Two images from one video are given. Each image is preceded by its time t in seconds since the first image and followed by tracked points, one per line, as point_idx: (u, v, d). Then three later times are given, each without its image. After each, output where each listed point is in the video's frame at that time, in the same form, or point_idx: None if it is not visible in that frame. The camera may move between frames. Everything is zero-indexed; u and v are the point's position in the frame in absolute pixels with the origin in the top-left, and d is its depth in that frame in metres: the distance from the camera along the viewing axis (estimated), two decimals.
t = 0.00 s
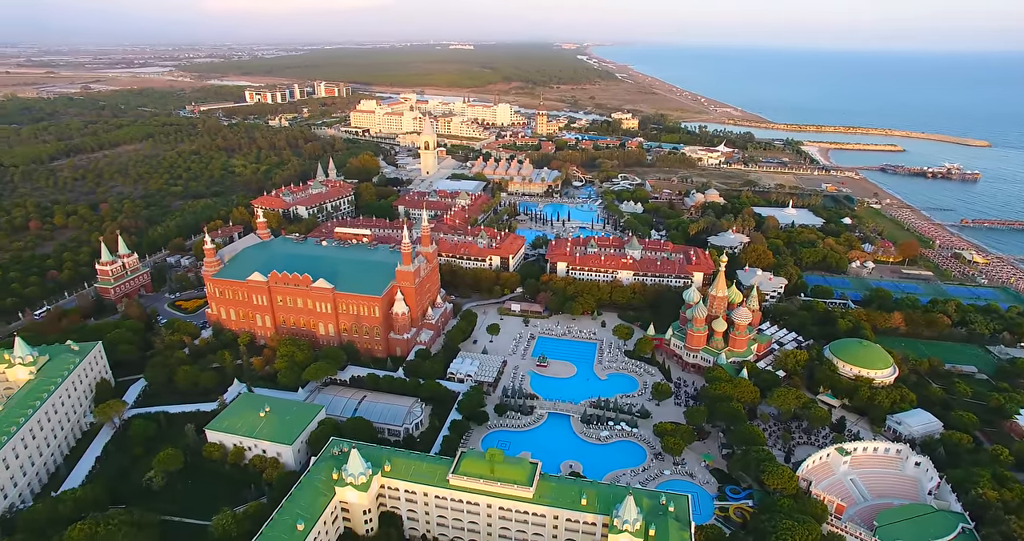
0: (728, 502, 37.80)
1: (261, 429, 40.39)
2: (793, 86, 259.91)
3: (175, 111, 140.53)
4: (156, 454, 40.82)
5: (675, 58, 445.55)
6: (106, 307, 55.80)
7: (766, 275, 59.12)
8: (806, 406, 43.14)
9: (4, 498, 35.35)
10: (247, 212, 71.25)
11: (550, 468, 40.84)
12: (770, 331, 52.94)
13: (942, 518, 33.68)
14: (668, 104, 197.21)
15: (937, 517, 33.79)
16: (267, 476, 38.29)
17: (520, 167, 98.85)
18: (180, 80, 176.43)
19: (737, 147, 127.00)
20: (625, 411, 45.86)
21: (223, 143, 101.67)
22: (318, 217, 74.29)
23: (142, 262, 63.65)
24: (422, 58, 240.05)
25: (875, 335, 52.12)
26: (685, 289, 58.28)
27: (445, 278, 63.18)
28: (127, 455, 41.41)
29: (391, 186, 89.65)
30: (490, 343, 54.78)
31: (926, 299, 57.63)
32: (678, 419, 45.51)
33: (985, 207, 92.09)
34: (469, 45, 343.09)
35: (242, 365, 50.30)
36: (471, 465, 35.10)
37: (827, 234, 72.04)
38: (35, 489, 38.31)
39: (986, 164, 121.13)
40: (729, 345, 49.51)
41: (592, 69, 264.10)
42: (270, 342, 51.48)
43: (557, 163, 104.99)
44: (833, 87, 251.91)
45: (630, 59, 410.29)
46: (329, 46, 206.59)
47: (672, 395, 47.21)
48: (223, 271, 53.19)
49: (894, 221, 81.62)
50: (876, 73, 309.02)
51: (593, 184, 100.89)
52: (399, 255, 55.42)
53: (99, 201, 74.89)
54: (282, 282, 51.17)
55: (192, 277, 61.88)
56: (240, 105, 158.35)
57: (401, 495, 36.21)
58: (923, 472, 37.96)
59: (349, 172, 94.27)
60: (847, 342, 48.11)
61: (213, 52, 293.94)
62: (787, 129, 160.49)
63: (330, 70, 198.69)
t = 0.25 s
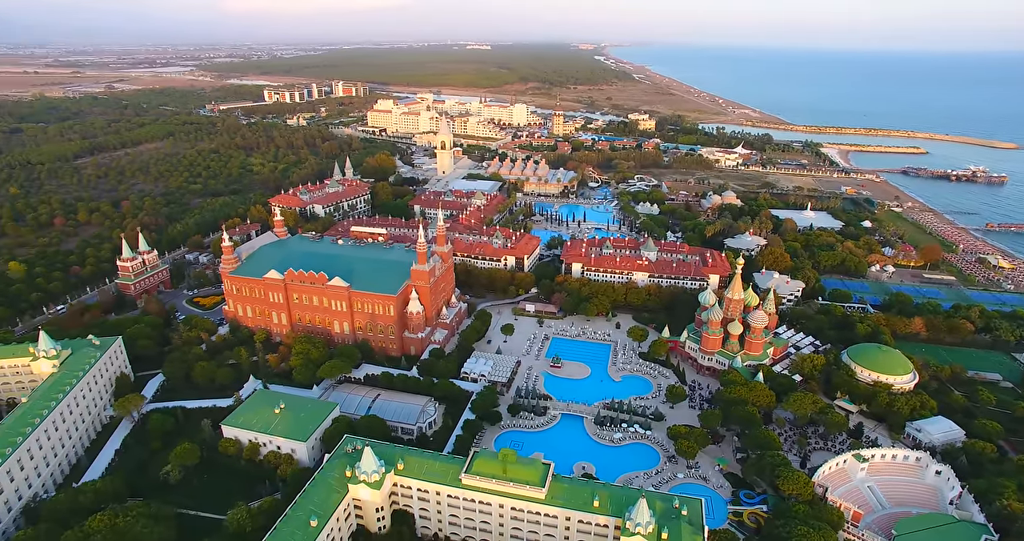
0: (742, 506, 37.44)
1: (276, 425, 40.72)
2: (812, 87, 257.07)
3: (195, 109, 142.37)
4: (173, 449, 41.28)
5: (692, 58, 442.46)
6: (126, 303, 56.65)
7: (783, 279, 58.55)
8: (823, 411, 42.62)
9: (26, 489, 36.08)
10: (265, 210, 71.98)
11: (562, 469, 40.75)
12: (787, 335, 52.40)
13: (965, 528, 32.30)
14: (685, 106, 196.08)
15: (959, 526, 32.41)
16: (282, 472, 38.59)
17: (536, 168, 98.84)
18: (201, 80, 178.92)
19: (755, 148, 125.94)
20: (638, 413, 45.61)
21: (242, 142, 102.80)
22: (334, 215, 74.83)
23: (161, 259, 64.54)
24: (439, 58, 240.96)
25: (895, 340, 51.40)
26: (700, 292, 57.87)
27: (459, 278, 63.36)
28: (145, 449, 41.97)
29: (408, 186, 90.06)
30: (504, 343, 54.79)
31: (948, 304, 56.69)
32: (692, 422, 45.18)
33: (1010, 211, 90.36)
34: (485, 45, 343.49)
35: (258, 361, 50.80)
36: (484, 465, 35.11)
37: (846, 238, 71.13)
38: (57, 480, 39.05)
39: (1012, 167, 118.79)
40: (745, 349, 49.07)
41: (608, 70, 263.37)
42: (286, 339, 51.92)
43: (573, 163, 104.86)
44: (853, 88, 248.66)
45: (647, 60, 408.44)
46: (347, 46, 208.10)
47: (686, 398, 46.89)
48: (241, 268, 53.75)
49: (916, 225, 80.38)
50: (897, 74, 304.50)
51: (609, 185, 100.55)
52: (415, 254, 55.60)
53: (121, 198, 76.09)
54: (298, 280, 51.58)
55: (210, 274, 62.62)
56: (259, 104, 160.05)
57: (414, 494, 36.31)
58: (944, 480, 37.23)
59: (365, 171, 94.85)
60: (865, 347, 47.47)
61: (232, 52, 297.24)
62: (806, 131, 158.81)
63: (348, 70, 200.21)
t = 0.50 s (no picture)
0: (756, 511, 37.05)
1: (290, 422, 41.03)
2: (831, 88, 254.02)
3: (215, 108, 144.10)
4: (190, 443, 41.76)
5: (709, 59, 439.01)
6: (145, 299, 57.48)
7: (800, 282, 57.92)
8: (840, 416, 42.06)
9: (48, 480, 36.81)
10: (282, 208, 72.62)
11: (575, 470, 40.62)
12: (803, 338, 51.81)
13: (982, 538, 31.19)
14: (702, 106, 194.73)
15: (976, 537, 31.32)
16: (296, 468, 38.86)
17: (551, 168, 98.74)
18: (220, 79, 181.12)
19: (773, 150, 124.75)
20: (652, 416, 45.37)
21: (260, 141, 103.84)
22: (350, 214, 75.30)
23: (180, 256, 65.40)
24: (455, 58, 241.57)
25: (915, 345, 50.62)
26: (716, 294, 57.41)
27: (474, 277, 63.46)
28: (162, 443, 42.50)
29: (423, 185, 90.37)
30: (518, 344, 54.79)
31: (970, 310, 55.68)
32: (707, 425, 44.82)
33: None
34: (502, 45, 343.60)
35: (274, 358, 51.23)
36: (496, 465, 35.09)
37: (865, 241, 70.20)
38: (78, 471, 39.74)
39: None
40: (761, 352, 48.60)
41: (624, 70, 262.36)
42: (301, 337, 52.31)
43: (589, 164, 104.59)
44: (873, 89, 245.22)
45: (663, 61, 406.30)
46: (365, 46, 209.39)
47: (701, 400, 46.52)
48: (258, 266, 54.27)
49: (938, 228, 79.06)
50: (919, 75, 299.66)
51: (625, 186, 100.11)
52: (430, 253, 55.73)
53: (141, 195, 77.19)
54: (314, 278, 51.96)
55: (228, 271, 63.26)
56: (277, 103, 161.57)
57: (426, 492, 36.39)
58: (966, 490, 36.51)
59: (382, 170, 95.32)
60: (884, 352, 46.76)
61: (251, 52, 300.37)
62: (826, 133, 156.98)
63: (365, 70, 201.49)
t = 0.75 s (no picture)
0: (770, 517, 36.64)
1: (304, 419, 41.30)
2: (850, 89, 251.03)
3: (234, 107, 145.74)
4: (206, 438, 42.21)
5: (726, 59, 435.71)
6: (164, 295, 58.25)
7: (818, 285, 57.29)
8: (857, 422, 41.49)
9: (69, 472, 37.43)
10: (298, 207, 73.23)
11: (587, 472, 40.49)
12: (820, 343, 51.22)
13: None
14: (719, 107, 193.35)
15: None
16: (309, 465, 39.11)
17: (567, 168, 98.61)
18: (239, 79, 183.16)
19: (791, 152, 123.55)
20: (666, 418, 45.08)
21: (277, 140, 104.82)
22: (366, 213, 75.76)
23: (198, 252, 66.20)
24: (471, 58, 242.10)
25: (936, 351, 49.85)
26: (732, 297, 56.96)
27: (488, 277, 63.54)
28: (179, 437, 42.99)
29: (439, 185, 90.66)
30: (532, 344, 54.76)
31: (993, 316, 54.69)
32: (721, 429, 44.44)
33: None
34: (518, 46, 343.65)
35: (289, 355, 51.63)
36: (508, 465, 35.06)
37: (885, 244, 69.23)
38: (98, 464, 40.34)
39: None
40: (777, 356, 48.10)
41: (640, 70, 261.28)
42: (316, 334, 52.69)
43: (605, 165, 104.30)
44: (894, 90, 241.64)
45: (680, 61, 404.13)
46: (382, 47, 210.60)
47: (715, 404, 46.16)
48: (274, 264, 54.75)
49: (961, 233, 77.75)
50: (941, 75, 294.86)
51: (641, 187, 99.66)
52: (444, 253, 55.85)
53: (161, 193, 78.26)
54: (329, 276, 52.31)
55: (244, 268, 63.90)
56: (295, 102, 163.03)
57: (438, 491, 36.45)
58: (989, 500, 35.74)
59: (397, 170, 95.77)
60: (903, 358, 46.09)
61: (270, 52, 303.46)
62: (845, 134, 155.12)
63: (382, 70, 202.67)
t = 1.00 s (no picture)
0: (784, 522, 36.23)
1: (318, 416, 41.57)
2: (870, 90, 247.75)
3: (252, 107, 147.26)
4: (221, 433, 42.64)
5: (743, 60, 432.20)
6: (182, 292, 59.00)
7: (835, 289, 56.62)
8: (875, 428, 40.93)
9: (89, 464, 38.05)
10: (315, 205, 73.85)
11: (600, 474, 40.34)
12: (837, 347, 50.62)
13: None
14: (736, 109, 191.87)
15: None
16: (323, 462, 39.33)
17: (583, 169, 98.40)
18: (258, 79, 185.10)
19: (809, 154, 122.28)
20: (679, 421, 44.77)
21: (295, 139, 105.75)
22: (381, 212, 76.20)
23: (216, 250, 66.95)
24: (487, 58, 242.39)
25: (957, 357, 49.02)
26: (748, 300, 56.45)
27: (503, 277, 63.64)
28: (195, 432, 43.46)
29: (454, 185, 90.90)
30: (546, 345, 54.71)
31: (1017, 322, 53.65)
32: (735, 432, 44.06)
33: None
34: (534, 46, 343.48)
35: (304, 353, 52.00)
36: (520, 465, 35.03)
37: (906, 248, 68.25)
38: (117, 457, 40.94)
39: None
40: (793, 360, 47.60)
41: (656, 71, 260.04)
42: (331, 332, 53.03)
43: (621, 166, 103.95)
44: (916, 91, 237.89)
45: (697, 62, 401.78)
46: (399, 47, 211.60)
47: (730, 407, 45.77)
48: (290, 262, 55.20)
49: (985, 237, 76.38)
50: (965, 76, 289.69)
51: (656, 189, 99.21)
52: (459, 252, 55.94)
53: (181, 191, 79.30)
54: (345, 275, 52.63)
55: (261, 266, 64.51)
56: (313, 102, 164.38)
57: (450, 490, 36.52)
58: (1013, 512, 34.96)
59: (413, 169, 96.17)
60: (923, 364, 45.40)
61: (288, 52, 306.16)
62: (865, 136, 153.16)
63: (398, 71, 203.66)
